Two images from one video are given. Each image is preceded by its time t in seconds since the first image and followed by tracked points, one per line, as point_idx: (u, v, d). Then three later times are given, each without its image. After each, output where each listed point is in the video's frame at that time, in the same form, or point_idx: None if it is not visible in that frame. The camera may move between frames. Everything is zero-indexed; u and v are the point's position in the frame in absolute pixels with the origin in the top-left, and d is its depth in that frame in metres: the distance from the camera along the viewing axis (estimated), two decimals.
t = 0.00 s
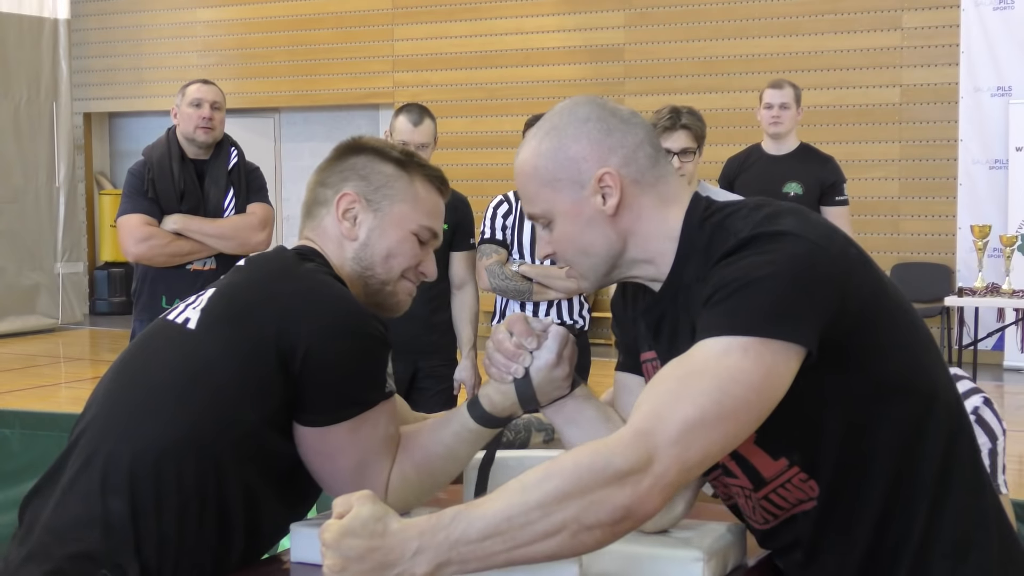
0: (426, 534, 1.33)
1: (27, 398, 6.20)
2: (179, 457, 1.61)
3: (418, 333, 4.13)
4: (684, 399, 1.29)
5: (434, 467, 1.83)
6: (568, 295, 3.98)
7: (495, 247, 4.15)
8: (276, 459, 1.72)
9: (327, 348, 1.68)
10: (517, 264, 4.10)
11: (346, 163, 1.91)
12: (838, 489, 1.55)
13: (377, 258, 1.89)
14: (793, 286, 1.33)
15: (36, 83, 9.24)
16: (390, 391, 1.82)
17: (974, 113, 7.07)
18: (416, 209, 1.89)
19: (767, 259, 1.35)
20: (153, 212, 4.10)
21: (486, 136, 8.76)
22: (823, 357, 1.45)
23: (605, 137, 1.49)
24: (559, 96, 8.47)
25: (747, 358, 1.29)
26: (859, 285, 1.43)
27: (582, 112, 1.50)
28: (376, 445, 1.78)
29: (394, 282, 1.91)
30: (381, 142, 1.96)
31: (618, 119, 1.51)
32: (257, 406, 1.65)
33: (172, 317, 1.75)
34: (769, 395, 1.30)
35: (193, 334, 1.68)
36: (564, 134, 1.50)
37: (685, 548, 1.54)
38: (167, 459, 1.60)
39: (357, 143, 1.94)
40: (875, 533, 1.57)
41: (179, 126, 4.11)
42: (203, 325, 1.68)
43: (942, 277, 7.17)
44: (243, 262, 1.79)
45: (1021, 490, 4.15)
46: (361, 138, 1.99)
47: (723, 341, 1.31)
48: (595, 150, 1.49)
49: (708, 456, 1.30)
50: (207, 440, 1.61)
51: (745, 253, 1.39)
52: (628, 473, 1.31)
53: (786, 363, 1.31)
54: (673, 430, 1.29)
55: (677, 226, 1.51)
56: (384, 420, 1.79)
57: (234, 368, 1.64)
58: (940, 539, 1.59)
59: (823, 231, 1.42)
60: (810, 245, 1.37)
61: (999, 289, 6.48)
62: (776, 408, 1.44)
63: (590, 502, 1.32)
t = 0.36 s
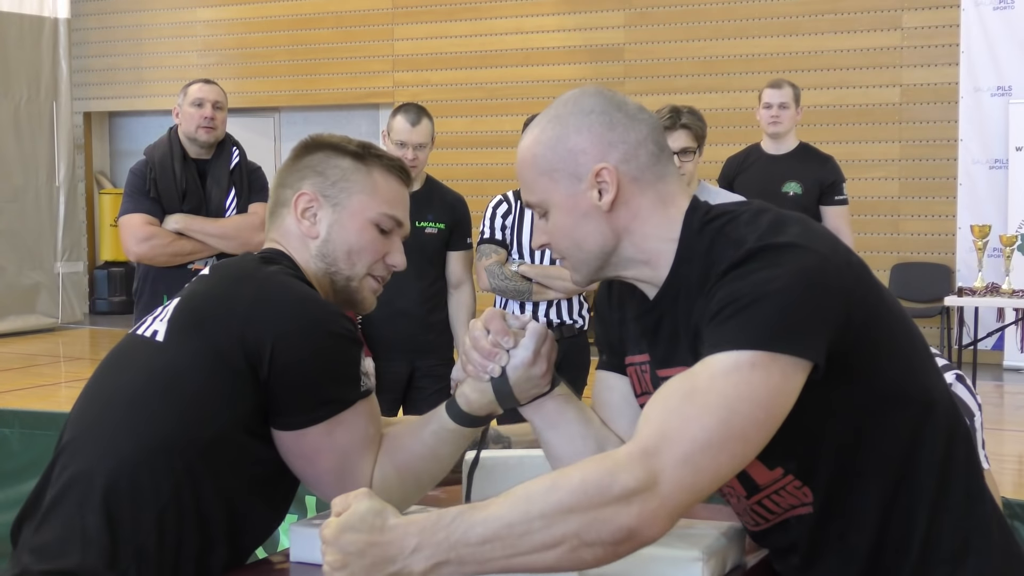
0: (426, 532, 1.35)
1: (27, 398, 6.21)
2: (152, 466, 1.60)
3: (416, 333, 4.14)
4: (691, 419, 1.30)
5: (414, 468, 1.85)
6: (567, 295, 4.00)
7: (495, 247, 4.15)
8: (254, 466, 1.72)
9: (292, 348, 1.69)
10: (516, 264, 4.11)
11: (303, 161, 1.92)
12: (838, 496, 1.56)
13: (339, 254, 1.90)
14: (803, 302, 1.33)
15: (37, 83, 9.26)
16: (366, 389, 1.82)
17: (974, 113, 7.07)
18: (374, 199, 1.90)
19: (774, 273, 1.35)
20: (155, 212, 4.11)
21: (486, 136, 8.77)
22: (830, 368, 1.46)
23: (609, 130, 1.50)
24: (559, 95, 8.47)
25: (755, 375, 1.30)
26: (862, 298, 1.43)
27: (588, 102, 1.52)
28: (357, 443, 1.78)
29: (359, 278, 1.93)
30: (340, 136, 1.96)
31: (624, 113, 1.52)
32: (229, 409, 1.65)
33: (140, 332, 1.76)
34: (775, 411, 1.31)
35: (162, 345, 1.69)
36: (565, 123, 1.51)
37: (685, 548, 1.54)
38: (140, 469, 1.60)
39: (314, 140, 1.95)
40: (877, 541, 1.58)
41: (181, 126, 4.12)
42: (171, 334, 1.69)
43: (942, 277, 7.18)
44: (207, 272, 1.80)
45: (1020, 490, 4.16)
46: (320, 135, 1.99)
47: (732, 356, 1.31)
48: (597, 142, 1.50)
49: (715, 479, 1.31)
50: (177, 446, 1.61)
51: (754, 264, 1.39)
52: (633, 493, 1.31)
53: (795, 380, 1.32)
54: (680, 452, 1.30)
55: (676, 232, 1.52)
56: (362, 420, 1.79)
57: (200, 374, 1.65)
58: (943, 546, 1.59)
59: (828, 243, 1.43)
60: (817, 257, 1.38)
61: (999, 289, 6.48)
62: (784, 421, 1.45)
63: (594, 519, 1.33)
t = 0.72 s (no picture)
0: (429, 529, 1.35)
1: (26, 398, 6.21)
2: (157, 461, 1.60)
3: (414, 332, 4.15)
4: (696, 419, 1.30)
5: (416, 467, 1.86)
6: (567, 295, 4.00)
7: (495, 247, 4.16)
8: (256, 461, 1.72)
9: (294, 343, 1.70)
10: (516, 264, 4.11)
11: (297, 163, 1.92)
12: (845, 499, 1.56)
13: (335, 255, 1.90)
14: (812, 307, 1.34)
15: (37, 82, 9.26)
16: (365, 385, 1.83)
17: (974, 113, 7.07)
18: (368, 201, 1.91)
19: (781, 279, 1.36)
20: (155, 211, 4.11)
21: (486, 135, 8.77)
22: (839, 374, 1.47)
23: (609, 137, 1.50)
24: (559, 95, 8.48)
25: (762, 377, 1.30)
26: (869, 303, 1.44)
27: (588, 108, 1.52)
28: (355, 439, 1.79)
29: (354, 279, 1.94)
30: (333, 139, 1.97)
31: (626, 118, 1.52)
32: (231, 404, 1.66)
33: (140, 326, 1.76)
34: (781, 415, 1.32)
35: (162, 339, 1.69)
36: (565, 129, 1.51)
37: (687, 548, 1.55)
38: (143, 464, 1.60)
39: (307, 142, 1.95)
40: (884, 541, 1.58)
41: (181, 126, 4.13)
42: (171, 329, 1.69)
43: (942, 277, 7.18)
44: (206, 268, 1.80)
45: (1020, 490, 4.16)
46: (311, 137, 2.00)
47: (738, 360, 1.31)
48: (597, 151, 1.50)
49: (720, 477, 1.31)
50: (182, 440, 1.61)
51: (763, 270, 1.40)
52: (637, 493, 1.31)
53: (802, 383, 1.32)
54: (683, 451, 1.30)
55: (677, 238, 1.52)
56: (361, 417, 1.80)
57: (203, 369, 1.65)
58: (945, 542, 1.61)
59: (833, 247, 1.45)
60: (824, 261, 1.39)
61: (999, 289, 6.49)
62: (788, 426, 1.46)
63: (598, 517, 1.33)
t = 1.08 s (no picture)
0: (431, 526, 1.34)
1: (26, 398, 6.21)
2: (164, 460, 1.60)
3: (413, 331, 4.14)
4: (696, 411, 1.31)
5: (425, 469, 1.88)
6: (568, 295, 3.99)
7: (495, 246, 4.16)
8: (262, 460, 1.72)
9: (302, 343, 1.68)
10: (517, 263, 4.10)
11: (311, 164, 1.92)
12: (850, 491, 1.56)
13: (350, 254, 1.90)
14: (815, 302, 1.34)
15: (37, 81, 9.25)
16: (374, 385, 1.83)
17: (974, 113, 7.07)
18: (383, 203, 1.91)
19: (784, 272, 1.36)
20: (155, 210, 4.11)
21: (486, 135, 8.77)
22: (843, 369, 1.47)
23: (614, 136, 1.50)
24: (558, 95, 8.47)
25: (764, 371, 1.31)
26: (876, 299, 1.44)
27: (593, 108, 1.52)
28: (363, 439, 1.79)
29: (369, 277, 1.93)
30: (346, 139, 1.97)
31: (629, 117, 1.51)
32: (239, 404, 1.65)
33: (150, 321, 1.75)
34: (780, 407, 1.32)
35: (172, 336, 1.68)
36: (571, 129, 1.51)
37: (687, 547, 1.54)
38: (151, 462, 1.59)
39: (320, 142, 1.95)
40: (889, 534, 1.58)
41: (181, 125, 4.12)
42: (181, 325, 1.68)
43: (942, 277, 7.17)
44: (217, 263, 1.79)
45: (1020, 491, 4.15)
46: (324, 137, 1.99)
47: (739, 352, 1.32)
48: (602, 149, 1.50)
49: (721, 467, 1.32)
50: (190, 439, 1.61)
51: (768, 263, 1.39)
52: (637, 480, 1.32)
53: (804, 377, 1.33)
54: (687, 440, 1.31)
55: (683, 235, 1.52)
56: (369, 416, 1.80)
57: (212, 368, 1.64)
58: (949, 537, 1.61)
59: (841, 241, 1.44)
60: (831, 258, 1.38)
61: (1000, 289, 6.49)
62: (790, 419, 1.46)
63: (599, 505, 1.33)
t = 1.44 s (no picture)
0: (433, 528, 1.34)
1: (26, 398, 6.21)
2: (165, 461, 1.60)
3: (414, 331, 4.14)
4: (702, 418, 1.30)
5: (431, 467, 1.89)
6: (568, 295, 3.99)
7: (496, 246, 4.16)
8: (264, 463, 1.72)
9: (305, 345, 1.69)
10: (518, 263, 4.10)
11: (314, 166, 1.92)
12: (858, 495, 1.56)
13: (351, 257, 1.90)
14: (826, 312, 1.34)
15: (38, 81, 9.25)
16: (376, 386, 1.83)
17: (975, 112, 7.06)
18: (386, 206, 1.90)
19: (794, 281, 1.35)
20: (155, 210, 4.10)
21: (486, 135, 8.77)
22: (851, 375, 1.47)
23: (613, 148, 1.49)
24: (559, 95, 8.48)
25: (773, 380, 1.30)
26: (884, 304, 1.44)
27: (589, 119, 1.51)
28: (365, 440, 1.80)
29: (370, 280, 1.93)
30: (349, 142, 1.97)
31: (628, 127, 1.51)
32: (241, 404, 1.65)
33: (148, 323, 1.75)
34: (790, 416, 1.32)
35: (172, 338, 1.68)
36: (569, 141, 1.50)
37: (687, 548, 1.54)
38: (151, 463, 1.59)
39: (324, 145, 1.95)
40: (896, 536, 1.58)
41: (182, 125, 4.12)
42: (180, 327, 1.69)
43: (943, 277, 7.17)
44: (217, 267, 1.80)
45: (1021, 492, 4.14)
46: (328, 140, 1.99)
47: (747, 362, 1.31)
48: (601, 162, 1.49)
49: (726, 477, 1.32)
50: (192, 439, 1.61)
51: (777, 271, 1.39)
52: (640, 489, 1.32)
53: (813, 388, 1.32)
54: (694, 447, 1.31)
55: (687, 244, 1.52)
56: (371, 416, 1.80)
57: (214, 369, 1.65)
58: (955, 538, 1.61)
59: (843, 244, 1.45)
60: (841, 266, 1.38)
61: (1000, 289, 6.48)
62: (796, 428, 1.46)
63: (601, 514, 1.33)
